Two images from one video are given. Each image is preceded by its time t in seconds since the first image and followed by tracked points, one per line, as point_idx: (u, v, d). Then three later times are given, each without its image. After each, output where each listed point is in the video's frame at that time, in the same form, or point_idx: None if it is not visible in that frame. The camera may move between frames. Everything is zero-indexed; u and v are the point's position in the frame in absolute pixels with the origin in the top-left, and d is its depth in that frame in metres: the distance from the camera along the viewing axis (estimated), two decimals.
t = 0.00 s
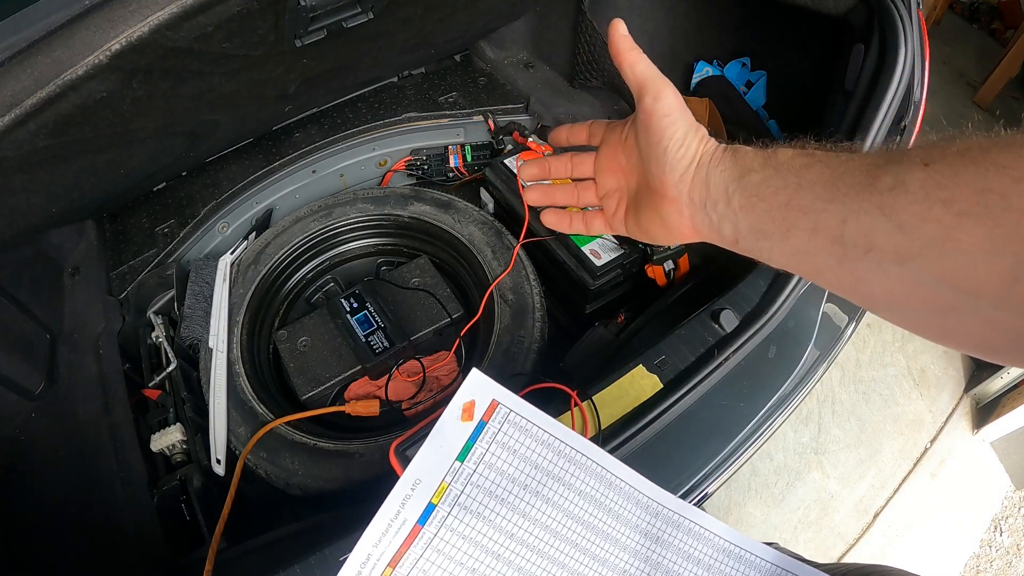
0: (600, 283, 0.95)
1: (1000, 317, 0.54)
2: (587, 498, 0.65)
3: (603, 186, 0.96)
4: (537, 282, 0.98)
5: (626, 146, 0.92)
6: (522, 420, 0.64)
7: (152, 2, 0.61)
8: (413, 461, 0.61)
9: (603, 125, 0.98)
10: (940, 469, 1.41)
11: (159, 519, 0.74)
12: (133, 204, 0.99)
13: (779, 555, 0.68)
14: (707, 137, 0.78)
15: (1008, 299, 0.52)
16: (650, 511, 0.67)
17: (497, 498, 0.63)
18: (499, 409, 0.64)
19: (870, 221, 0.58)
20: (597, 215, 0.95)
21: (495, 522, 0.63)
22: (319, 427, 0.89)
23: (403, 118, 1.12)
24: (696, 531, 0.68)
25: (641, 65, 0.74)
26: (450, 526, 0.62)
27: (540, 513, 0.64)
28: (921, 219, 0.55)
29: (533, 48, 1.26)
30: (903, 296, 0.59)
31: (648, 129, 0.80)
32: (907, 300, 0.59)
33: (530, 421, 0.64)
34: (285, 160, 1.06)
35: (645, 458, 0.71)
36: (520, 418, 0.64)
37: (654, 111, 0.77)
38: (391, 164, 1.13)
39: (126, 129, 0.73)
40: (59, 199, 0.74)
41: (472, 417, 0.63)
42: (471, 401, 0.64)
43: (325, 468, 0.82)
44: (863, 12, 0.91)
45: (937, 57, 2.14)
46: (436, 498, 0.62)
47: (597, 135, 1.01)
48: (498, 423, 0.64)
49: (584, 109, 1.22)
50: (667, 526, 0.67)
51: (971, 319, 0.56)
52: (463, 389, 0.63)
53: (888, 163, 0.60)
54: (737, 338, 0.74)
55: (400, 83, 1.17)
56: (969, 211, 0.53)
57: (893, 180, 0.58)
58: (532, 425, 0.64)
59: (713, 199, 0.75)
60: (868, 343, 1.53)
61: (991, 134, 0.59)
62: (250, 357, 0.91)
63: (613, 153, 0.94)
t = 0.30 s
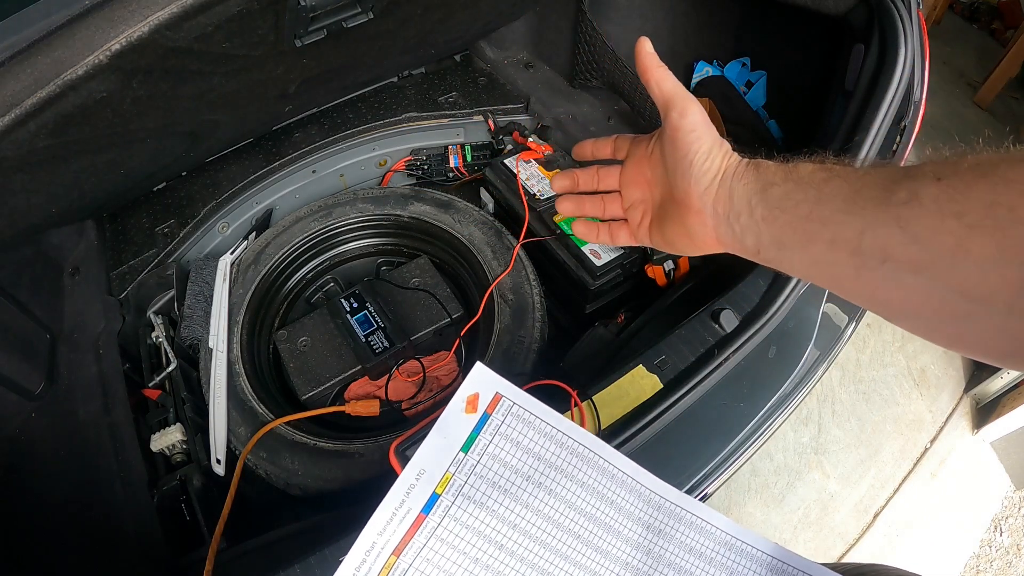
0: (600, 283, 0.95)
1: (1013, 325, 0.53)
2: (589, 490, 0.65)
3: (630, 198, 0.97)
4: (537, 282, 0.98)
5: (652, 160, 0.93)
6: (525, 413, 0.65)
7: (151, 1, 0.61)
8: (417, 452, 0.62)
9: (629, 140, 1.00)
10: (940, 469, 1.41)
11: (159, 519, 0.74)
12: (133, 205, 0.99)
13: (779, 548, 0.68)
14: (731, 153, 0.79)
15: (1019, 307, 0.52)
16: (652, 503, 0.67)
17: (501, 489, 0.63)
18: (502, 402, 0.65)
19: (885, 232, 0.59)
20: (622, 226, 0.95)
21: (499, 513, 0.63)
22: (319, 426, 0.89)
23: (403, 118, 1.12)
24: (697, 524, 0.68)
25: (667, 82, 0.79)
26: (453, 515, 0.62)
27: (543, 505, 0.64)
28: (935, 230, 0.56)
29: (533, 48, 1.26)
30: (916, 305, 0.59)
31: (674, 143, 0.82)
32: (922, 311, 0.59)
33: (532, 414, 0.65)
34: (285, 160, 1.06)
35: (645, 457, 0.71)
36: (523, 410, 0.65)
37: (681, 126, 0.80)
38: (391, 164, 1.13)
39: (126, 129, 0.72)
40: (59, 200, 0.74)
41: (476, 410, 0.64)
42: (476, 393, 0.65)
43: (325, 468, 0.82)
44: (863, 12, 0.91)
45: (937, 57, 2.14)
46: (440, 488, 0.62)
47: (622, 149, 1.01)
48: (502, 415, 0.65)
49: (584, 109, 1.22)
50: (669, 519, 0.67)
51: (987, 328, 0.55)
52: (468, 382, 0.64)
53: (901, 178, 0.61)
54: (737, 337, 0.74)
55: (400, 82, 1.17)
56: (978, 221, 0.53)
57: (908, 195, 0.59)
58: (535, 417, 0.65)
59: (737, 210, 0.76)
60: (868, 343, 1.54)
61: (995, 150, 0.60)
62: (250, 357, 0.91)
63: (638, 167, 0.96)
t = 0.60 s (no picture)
0: (600, 283, 0.95)
1: (1018, 320, 0.56)
2: (585, 495, 0.65)
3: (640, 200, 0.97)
4: (537, 282, 0.98)
5: (660, 161, 0.93)
6: (520, 418, 0.65)
7: (151, 2, 0.61)
8: (414, 458, 0.62)
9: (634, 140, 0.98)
10: (940, 469, 1.41)
11: (160, 519, 0.74)
12: (133, 204, 0.99)
13: (772, 550, 0.68)
14: (739, 152, 0.80)
15: None
16: (648, 507, 0.67)
17: (497, 495, 0.63)
18: (498, 408, 0.65)
19: (893, 232, 0.61)
20: (633, 228, 0.95)
21: (495, 518, 0.63)
22: (319, 427, 0.89)
23: (403, 118, 1.12)
24: (693, 528, 0.68)
25: (667, 89, 0.79)
26: (450, 520, 0.62)
27: (539, 510, 0.64)
28: (941, 229, 0.58)
29: (534, 49, 1.26)
30: (924, 301, 0.62)
31: (680, 145, 0.82)
32: (929, 306, 0.62)
33: (528, 419, 0.65)
34: (285, 160, 1.06)
35: (644, 458, 0.71)
36: (519, 416, 0.65)
37: (686, 129, 0.80)
38: (391, 164, 1.13)
39: (126, 129, 0.73)
40: (59, 200, 0.74)
41: (472, 415, 0.64)
42: (472, 400, 0.65)
43: (326, 468, 0.82)
44: (862, 12, 0.91)
45: (937, 57, 2.14)
46: (437, 494, 0.62)
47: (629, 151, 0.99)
48: (498, 420, 0.65)
49: (584, 109, 1.23)
50: (664, 523, 0.67)
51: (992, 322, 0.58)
52: (464, 388, 0.65)
53: (908, 177, 0.63)
54: (737, 337, 0.74)
55: (400, 83, 1.17)
56: (983, 221, 0.56)
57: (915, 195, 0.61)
58: (531, 422, 0.65)
59: (749, 210, 0.77)
60: (868, 343, 1.54)
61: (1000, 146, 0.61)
62: (250, 356, 0.91)
63: (646, 167, 0.95)
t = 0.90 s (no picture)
0: (600, 283, 0.95)
1: None
2: (580, 498, 0.65)
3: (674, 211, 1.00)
4: (537, 282, 0.98)
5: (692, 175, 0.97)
6: (514, 422, 0.65)
7: (152, 2, 0.61)
8: (407, 462, 0.63)
9: (659, 153, 1.01)
10: (940, 469, 1.41)
11: (160, 519, 0.74)
12: (133, 205, 0.99)
13: (772, 552, 0.68)
14: (764, 163, 0.86)
15: None
16: (644, 510, 0.67)
17: (490, 498, 0.63)
18: (491, 411, 0.65)
19: (914, 238, 0.67)
20: (670, 237, 0.96)
21: (489, 521, 0.63)
22: (319, 427, 0.89)
23: (403, 118, 1.12)
24: (689, 531, 0.68)
25: (678, 123, 0.87)
26: (444, 523, 0.62)
27: (534, 513, 0.64)
28: (958, 237, 0.63)
29: (534, 49, 1.26)
30: (942, 304, 0.67)
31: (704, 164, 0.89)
32: (947, 309, 0.66)
33: (522, 423, 0.65)
34: (285, 160, 1.05)
35: (643, 458, 0.71)
36: (512, 419, 0.65)
37: (709, 152, 0.87)
38: (391, 164, 1.13)
39: (126, 129, 0.72)
40: (58, 200, 0.74)
41: (466, 420, 0.64)
42: (465, 404, 0.65)
43: (325, 468, 0.82)
44: (862, 12, 0.91)
45: (937, 57, 2.14)
46: (431, 497, 0.62)
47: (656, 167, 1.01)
48: (491, 424, 0.65)
49: (584, 109, 1.21)
50: (660, 526, 0.67)
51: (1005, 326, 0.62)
52: (457, 392, 0.65)
53: (929, 187, 0.67)
54: (737, 337, 0.74)
55: (400, 83, 1.17)
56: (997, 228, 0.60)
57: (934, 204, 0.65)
58: (524, 426, 0.65)
59: (779, 218, 0.82)
60: (868, 343, 1.54)
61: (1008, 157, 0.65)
62: (249, 356, 0.91)
63: (679, 182, 0.99)
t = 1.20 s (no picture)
0: (600, 283, 0.95)
1: None
2: (584, 494, 0.65)
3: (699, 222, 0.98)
4: (537, 282, 0.98)
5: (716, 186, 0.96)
6: (520, 416, 0.65)
7: (151, 2, 0.61)
8: (412, 455, 0.63)
9: (685, 166, 1.00)
10: (940, 469, 1.41)
11: (160, 519, 0.74)
12: (133, 205, 0.99)
13: (774, 551, 0.68)
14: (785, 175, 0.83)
15: None
16: (647, 507, 0.67)
17: (495, 493, 0.63)
18: (498, 405, 0.65)
19: (932, 249, 0.67)
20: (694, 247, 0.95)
21: (493, 516, 0.63)
22: (319, 427, 0.89)
23: (403, 118, 1.12)
24: (692, 528, 0.68)
25: (698, 143, 0.86)
26: (448, 518, 0.62)
27: (538, 509, 0.64)
28: (973, 249, 0.63)
29: (534, 48, 1.26)
30: (960, 313, 0.67)
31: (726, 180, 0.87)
32: (966, 317, 0.67)
33: (527, 417, 0.65)
34: (285, 160, 1.05)
35: (643, 457, 0.71)
36: (518, 414, 0.65)
37: (731, 168, 0.85)
38: (391, 164, 1.13)
39: (126, 129, 0.72)
40: (58, 200, 0.74)
41: (471, 413, 0.65)
42: (471, 397, 0.65)
43: (325, 468, 0.82)
44: (862, 12, 0.91)
45: (937, 57, 2.14)
46: (436, 491, 0.63)
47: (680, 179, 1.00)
48: (497, 418, 0.65)
49: (584, 109, 1.19)
50: (664, 523, 0.67)
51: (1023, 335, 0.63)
52: (463, 385, 0.65)
53: (947, 198, 0.67)
54: (737, 337, 0.74)
55: (400, 83, 1.17)
56: (1012, 241, 0.60)
57: (952, 216, 0.66)
58: (530, 420, 0.65)
59: (801, 229, 0.79)
60: (868, 343, 1.54)
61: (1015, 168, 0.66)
62: (249, 356, 0.91)
63: (704, 193, 0.98)
